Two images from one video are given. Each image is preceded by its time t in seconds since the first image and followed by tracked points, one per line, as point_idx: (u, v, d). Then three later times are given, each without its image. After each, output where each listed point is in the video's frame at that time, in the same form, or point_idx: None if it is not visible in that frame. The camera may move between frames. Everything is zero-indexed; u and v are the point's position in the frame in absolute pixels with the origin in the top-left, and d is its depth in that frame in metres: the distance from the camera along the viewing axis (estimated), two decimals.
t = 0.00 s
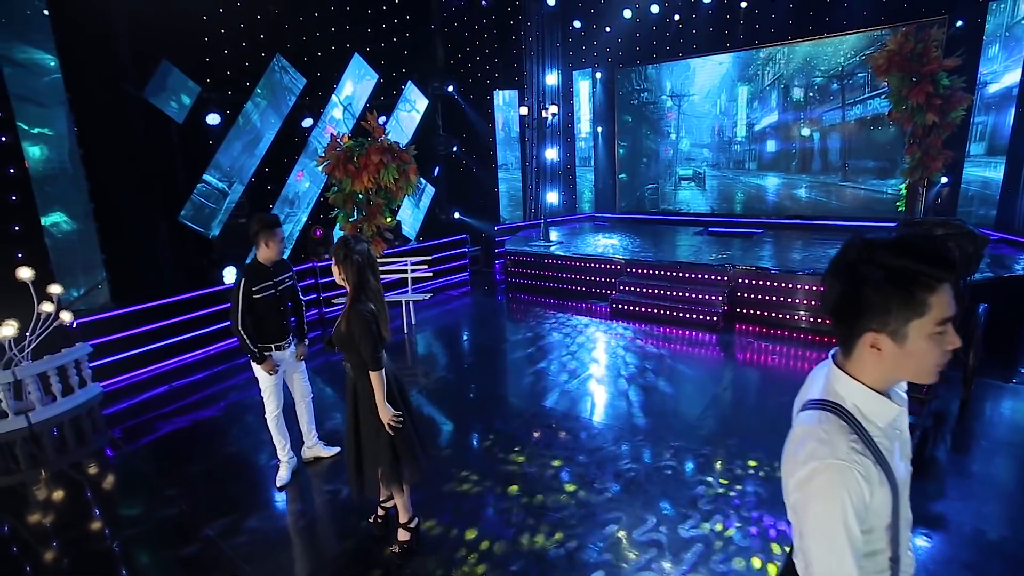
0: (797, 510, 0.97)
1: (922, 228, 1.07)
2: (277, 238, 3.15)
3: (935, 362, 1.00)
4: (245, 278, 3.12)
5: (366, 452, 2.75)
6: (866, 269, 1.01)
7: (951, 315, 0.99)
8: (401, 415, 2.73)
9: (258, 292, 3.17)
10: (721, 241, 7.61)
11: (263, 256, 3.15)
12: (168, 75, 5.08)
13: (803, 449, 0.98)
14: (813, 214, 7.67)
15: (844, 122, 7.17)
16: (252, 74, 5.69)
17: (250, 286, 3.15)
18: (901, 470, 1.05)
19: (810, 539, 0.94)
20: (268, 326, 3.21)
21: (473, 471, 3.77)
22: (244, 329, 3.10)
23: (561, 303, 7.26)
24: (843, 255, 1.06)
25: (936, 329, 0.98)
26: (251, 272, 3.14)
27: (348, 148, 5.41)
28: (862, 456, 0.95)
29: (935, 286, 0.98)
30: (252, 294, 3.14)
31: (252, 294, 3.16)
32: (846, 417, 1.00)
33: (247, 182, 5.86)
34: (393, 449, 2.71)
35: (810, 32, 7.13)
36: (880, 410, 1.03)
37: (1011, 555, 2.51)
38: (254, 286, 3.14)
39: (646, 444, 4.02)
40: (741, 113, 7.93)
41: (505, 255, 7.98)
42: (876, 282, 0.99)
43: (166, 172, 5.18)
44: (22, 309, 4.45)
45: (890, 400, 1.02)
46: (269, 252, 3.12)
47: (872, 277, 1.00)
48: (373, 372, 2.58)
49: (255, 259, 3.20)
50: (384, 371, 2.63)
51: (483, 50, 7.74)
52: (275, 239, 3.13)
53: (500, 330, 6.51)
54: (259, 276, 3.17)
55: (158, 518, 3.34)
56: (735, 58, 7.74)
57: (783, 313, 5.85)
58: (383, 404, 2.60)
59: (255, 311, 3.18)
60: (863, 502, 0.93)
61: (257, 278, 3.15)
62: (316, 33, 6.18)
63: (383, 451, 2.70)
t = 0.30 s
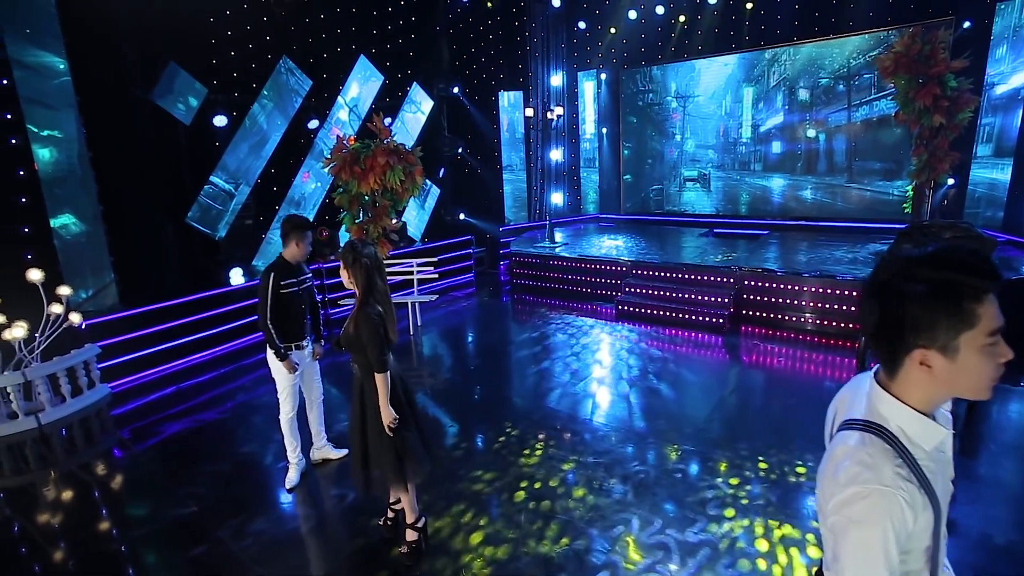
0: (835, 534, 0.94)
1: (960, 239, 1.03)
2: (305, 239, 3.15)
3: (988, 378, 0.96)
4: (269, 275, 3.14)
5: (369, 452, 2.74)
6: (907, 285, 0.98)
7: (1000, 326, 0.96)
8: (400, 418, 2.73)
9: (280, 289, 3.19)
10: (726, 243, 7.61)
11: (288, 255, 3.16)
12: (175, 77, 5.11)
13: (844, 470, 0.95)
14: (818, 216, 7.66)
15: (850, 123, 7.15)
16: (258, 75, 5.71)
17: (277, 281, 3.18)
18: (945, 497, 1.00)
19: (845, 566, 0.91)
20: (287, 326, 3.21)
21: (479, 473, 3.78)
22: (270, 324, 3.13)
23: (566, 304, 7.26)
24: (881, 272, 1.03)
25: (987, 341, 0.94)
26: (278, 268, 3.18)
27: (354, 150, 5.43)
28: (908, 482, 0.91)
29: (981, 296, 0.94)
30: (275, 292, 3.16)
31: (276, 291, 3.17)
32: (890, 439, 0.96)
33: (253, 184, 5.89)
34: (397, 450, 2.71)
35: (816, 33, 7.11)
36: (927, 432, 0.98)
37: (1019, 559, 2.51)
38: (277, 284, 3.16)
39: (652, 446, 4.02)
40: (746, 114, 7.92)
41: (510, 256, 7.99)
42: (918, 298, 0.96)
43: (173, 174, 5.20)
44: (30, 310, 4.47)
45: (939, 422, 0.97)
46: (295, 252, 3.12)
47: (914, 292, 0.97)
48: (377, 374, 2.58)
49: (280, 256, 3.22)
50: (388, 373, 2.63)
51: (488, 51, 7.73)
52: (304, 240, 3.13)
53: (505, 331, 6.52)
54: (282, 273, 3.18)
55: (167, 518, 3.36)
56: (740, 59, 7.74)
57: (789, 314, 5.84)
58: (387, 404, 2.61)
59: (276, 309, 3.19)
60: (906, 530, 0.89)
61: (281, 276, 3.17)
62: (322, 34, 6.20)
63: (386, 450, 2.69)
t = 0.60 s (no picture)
0: (868, 540, 0.95)
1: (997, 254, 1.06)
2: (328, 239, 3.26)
3: None
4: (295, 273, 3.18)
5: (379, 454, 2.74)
6: (942, 300, 1.00)
7: None
8: (406, 423, 2.74)
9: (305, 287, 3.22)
10: (732, 244, 7.60)
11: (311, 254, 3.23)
12: (185, 79, 5.14)
13: (882, 477, 0.96)
14: (825, 217, 7.65)
15: (857, 124, 7.14)
16: (266, 77, 5.74)
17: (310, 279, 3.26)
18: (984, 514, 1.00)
19: (874, 568, 0.93)
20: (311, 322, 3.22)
21: (488, 474, 3.79)
22: (301, 320, 3.18)
23: (572, 305, 7.27)
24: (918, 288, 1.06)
25: None
26: (308, 266, 3.25)
27: (362, 151, 5.44)
28: (946, 494, 0.93)
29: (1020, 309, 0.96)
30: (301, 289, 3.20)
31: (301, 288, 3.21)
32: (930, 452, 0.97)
33: (262, 185, 5.92)
34: (404, 452, 2.72)
35: (823, 34, 7.09)
36: (970, 447, 0.99)
37: None
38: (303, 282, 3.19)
39: (660, 447, 4.03)
40: (752, 115, 7.90)
41: (517, 257, 8.00)
42: (955, 312, 0.99)
43: (183, 176, 5.23)
44: (42, 311, 4.51)
45: (981, 436, 0.98)
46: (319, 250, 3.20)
47: (949, 308, 0.99)
48: (389, 376, 2.60)
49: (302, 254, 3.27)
50: (399, 377, 2.64)
51: (495, 52, 7.73)
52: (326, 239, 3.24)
53: (512, 332, 6.54)
54: (307, 272, 3.23)
55: (179, 518, 3.39)
56: (747, 60, 7.72)
57: (796, 316, 5.84)
58: (394, 408, 2.62)
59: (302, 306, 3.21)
60: (941, 540, 0.90)
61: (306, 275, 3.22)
62: (329, 36, 6.22)
63: (387, 454, 2.70)
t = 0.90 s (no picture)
0: (914, 543, 0.94)
1: None
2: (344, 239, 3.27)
3: None
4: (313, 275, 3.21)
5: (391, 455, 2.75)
6: (994, 308, 0.99)
7: None
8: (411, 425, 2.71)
9: (325, 286, 3.23)
10: (739, 246, 7.60)
11: (326, 255, 3.24)
12: (195, 81, 5.16)
13: (929, 480, 0.95)
14: (831, 218, 7.64)
15: (864, 125, 7.13)
16: (275, 79, 5.76)
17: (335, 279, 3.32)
18: None
19: (916, 568, 0.93)
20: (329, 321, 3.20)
21: (498, 474, 3.81)
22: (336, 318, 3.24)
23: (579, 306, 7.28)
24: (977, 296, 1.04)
25: None
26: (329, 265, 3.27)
27: (370, 153, 5.47)
28: (1000, 500, 0.89)
29: None
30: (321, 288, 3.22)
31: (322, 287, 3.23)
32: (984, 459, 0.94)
33: (270, 186, 5.95)
34: (413, 453, 2.72)
35: (830, 35, 7.08)
36: None
37: None
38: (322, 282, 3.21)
39: (669, 449, 4.04)
40: (759, 116, 7.89)
41: (523, 258, 8.02)
42: (1005, 320, 0.96)
43: (193, 177, 5.26)
44: (55, 311, 4.55)
45: None
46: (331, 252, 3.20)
47: (1000, 316, 0.98)
48: (401, 378, 2.59)
49: (316, 255, 3.27)
50: (412, 379, 2.64)
51: (501, 53, 7.73)
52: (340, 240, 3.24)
53: (518, 333, 6.56)
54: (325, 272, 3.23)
55: (192, 517, 3.42)
56: (753, 61, 7.71)
57: (803, 318, 5.84)
58: (402, 411, 2.62)
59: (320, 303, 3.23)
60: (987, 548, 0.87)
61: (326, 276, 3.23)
62: (337, 37, 6.24)
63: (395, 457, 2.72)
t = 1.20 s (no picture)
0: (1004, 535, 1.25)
1: None
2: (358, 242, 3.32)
3: None
4: (326, 276, 3.25)
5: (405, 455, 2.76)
6: None
7: None
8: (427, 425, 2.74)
9: (340, 287, 3.27)
10: (743, 247, 7.62)
11: (340, 257, 3.30)
12: (203, 82, 5.18)
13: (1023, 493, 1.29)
14: (835, 219, 7.67)
15: (869, 126, 7.15)
16: (281, 80, 5.78)
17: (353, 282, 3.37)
18: None
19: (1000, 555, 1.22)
20: (345, 321, 3.25)
21: (506, 475, 3.84)
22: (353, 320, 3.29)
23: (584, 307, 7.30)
24: None
25: None
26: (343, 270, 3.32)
27: (377, 154, 5.48)
28: None
29: None
30: (337, 290, 3.25)
31: (337, 289, 3.27)
32: None
33: (276, 188, 5.96)
34: (428, 453, 2.75)
35: (835, 35, 7.09)
36: None
37: None
38: (337, 284, 3.24)
39: (677, 449, 4.07)
40: (763, 117, 7.91)
41: (528, 258, 8.05)
42: None
43: (201, 179, 5.28)
44: (66, 312, 4.58)
45: None
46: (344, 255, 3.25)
47: None
48: (417, 379, 2.61)
49: (331, 258, 3.30)
50: (427, 380, 2.66)
51: (506, 54, 7.75)
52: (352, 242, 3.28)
53: (524, 334, 6.58)
54: (340, 274, 3.26)
55: (203, 517, 3.44)
56: (758, 62, 7.73)
57: (808, 319, 5.86)
58: (417, 411, 2.64)
59: (335, 304, 3.27)
60: None
61: (341, 278, 3.27)
62: (343, 38, 6.25)
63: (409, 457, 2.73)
